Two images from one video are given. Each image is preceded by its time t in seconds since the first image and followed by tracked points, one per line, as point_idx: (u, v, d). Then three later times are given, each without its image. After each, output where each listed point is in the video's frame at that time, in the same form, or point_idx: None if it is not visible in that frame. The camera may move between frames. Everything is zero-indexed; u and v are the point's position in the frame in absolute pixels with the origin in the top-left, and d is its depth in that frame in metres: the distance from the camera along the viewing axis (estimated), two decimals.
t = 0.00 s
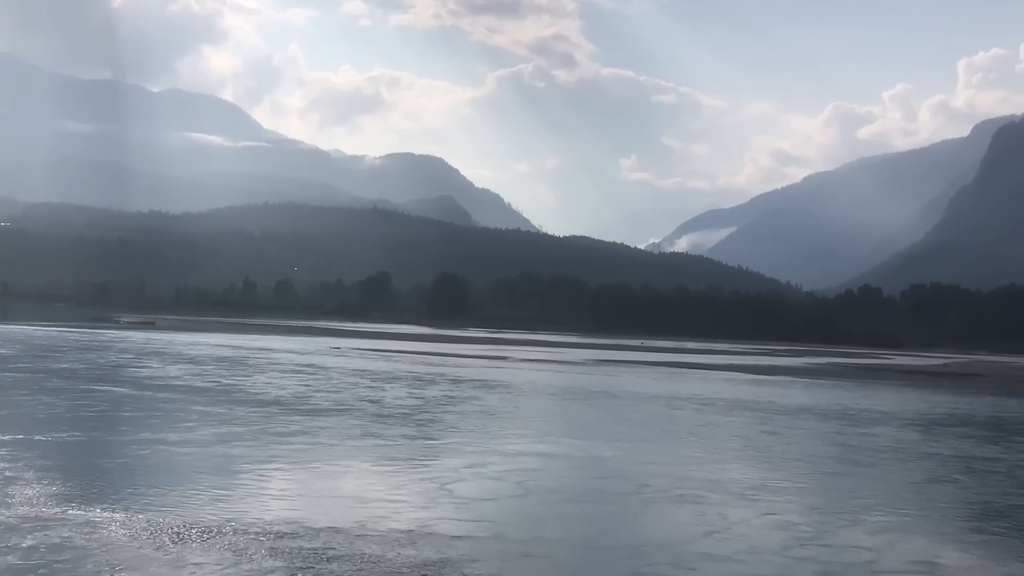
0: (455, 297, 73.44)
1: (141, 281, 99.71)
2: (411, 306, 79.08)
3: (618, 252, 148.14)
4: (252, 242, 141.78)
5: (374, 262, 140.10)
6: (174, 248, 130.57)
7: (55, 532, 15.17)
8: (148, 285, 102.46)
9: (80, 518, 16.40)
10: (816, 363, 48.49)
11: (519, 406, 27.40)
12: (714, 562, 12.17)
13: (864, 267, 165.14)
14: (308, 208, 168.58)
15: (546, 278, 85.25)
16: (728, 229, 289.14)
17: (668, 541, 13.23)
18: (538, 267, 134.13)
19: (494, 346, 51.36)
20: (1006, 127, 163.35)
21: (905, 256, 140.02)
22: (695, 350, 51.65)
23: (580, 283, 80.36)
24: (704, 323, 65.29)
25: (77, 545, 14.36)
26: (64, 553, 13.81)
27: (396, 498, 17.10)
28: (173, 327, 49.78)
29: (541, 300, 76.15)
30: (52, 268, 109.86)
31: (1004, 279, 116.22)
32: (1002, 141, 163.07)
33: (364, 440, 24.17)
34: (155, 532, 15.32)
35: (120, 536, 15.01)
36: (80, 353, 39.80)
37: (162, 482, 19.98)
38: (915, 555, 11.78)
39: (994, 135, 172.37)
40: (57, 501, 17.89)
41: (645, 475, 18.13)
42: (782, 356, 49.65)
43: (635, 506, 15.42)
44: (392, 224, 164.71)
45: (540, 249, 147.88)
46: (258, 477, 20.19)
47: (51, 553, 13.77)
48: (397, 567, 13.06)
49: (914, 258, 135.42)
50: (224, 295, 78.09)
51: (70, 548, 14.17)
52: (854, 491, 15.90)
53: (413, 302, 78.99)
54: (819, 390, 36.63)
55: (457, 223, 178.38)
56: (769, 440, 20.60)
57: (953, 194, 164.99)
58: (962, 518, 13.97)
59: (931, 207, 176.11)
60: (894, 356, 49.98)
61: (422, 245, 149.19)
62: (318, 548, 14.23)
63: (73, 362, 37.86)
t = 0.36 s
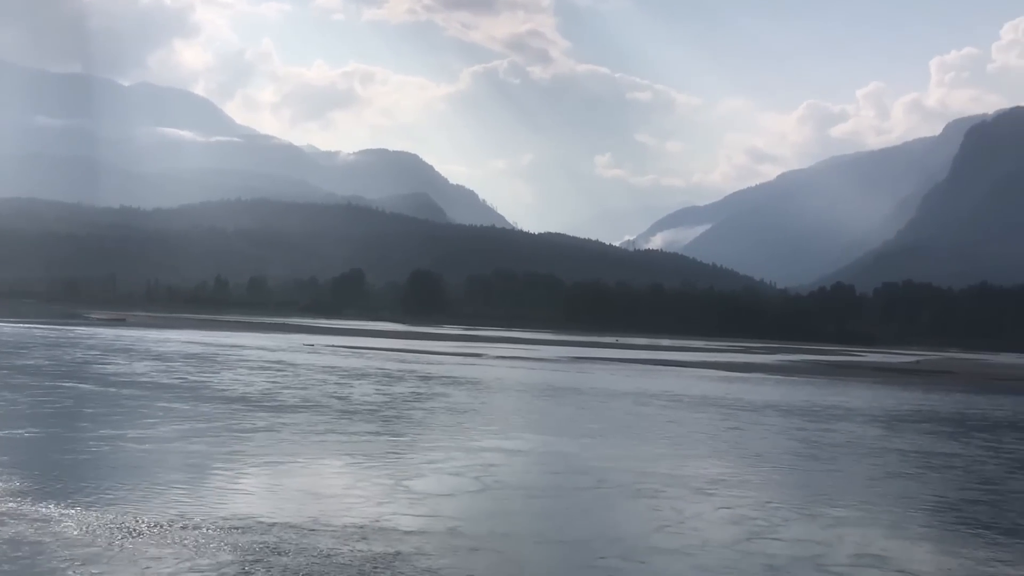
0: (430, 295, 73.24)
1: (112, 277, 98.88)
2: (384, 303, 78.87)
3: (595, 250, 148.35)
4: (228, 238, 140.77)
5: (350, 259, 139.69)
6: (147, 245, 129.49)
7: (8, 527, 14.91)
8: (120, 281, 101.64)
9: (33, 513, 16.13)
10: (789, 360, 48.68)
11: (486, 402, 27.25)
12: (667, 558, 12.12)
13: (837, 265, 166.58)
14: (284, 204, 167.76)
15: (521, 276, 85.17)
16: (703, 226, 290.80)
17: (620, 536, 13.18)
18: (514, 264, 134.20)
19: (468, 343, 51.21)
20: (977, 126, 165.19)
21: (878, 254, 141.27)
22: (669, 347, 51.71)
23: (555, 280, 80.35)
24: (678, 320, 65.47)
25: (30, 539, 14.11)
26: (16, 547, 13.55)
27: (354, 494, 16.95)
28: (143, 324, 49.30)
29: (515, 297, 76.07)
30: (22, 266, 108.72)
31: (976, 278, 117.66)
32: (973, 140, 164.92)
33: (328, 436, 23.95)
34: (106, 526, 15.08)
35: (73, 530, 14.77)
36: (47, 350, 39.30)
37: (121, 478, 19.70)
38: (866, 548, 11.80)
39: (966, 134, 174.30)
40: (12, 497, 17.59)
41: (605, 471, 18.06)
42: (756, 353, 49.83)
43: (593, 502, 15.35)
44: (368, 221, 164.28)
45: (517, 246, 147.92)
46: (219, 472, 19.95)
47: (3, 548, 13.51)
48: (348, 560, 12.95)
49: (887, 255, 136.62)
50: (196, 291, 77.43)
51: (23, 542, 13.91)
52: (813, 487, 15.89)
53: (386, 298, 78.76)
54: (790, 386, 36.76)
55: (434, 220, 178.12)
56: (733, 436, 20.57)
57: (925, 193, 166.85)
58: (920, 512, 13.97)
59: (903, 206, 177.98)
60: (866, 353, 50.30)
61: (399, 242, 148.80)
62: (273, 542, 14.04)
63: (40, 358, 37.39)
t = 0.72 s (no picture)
0: (411, 293, 73.14)
1: (91, 275, 98.20)
2: (366, 301, 78.70)
3: (578, 248, 148.49)
4: (209, 234, 140.10)
5: (334, 258, 139.45)
6: (129, 241, 128.69)
7: None
8: (100, 279, 101.03)
9: None
10: (771, 359, 48.72)
11: (461, 400, 27.04)
12: (631, 554, 12.00)
13: (818, 264, 167.58)
14: (267, 202, 167.19)
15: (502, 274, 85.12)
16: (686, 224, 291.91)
17: (586, 534, 13.07)
18: (497, 263, 134.28)
19: (450, 341, 51.06)
20: (958, 125, 166.24)
21: (860, 253, 142.05)
22: (651, 345, 51.71)
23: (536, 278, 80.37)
24: (660, 318, 65.58)
25: None
26: None
27: (322, 492, 16.76)
28: (122, 322, 48.95)
29: (497, 295, 76.09)
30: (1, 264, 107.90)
31: (956, 278, 118.62)
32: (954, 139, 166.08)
33: (301, 433, 23.72)
34: (69, 523, 14.86)
35: (35, 527, 14.52)
36: (22, 348, 38.89)
37: (91, 475, 19.47)
38: (831, 544, 11.71)
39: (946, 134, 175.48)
40: None
41: (576, 468, 17.93)
42: (737, 351, 49.85)
43: (559, 499, 15.23)
44: (352, 219, 163.99)
45: (500, 244, 147.90)
46: (189, 470, 19.72)
47: None
48: (313, 557, 12.78)
49: (869, 254, 137.35)
50: (176, 290, 77.05)
51: None
52: (783, 484, 15.80)
53: (368, 296, 78.60)
54: (769, 384, 36.76)
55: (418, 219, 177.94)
56: (707, 434, 20.45)
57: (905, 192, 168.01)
58: (888, 509, 13.88)
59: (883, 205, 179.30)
60: (846, 351, 50.44)
61: (382, 240, 148.55)
62: (238, 538, 13.87)
63: (14, 356, 37.04)
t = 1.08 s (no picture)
0: (390, 290, 72.99)
1: (67, 273, 97.46)
2: (344, 299, 78.42)
3: (559, 245, 148.63)
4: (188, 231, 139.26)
5: (314, 256, 139.00)
6: (106, 239, 127.84)
7: None
8: (75, 277, 100.32)
9: None
10: (750, 356, 48.77)
11: (434, 396, 26.84)
12: (588, 550, 11.92)
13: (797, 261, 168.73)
14: (246, 200, 166.40)
15: (481, 272, 85.06)
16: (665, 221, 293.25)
17: (545, 529, 12.97)
18: (477, 260, 134.35)
19: (428, 339, 50.85)
20: (934, 123, 167.47)
21: (838, 250, 142.95)
22: (630, 343, 51.69)
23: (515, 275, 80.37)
24: (638, 316, 65.73)
25: None
26: None
27: (284, 490, 16.56)
28: (96, 320, 48.46)
29: (476, 293, 76.04)
30: None
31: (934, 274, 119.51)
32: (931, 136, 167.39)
33: (270, 431, 23.47)
34: (27, 520, 14.58)
35: None
36: None
37: (55, 473, 19.17)
38: (789, 538, 11.65)
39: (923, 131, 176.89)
40: None
41: (542, 465, 17.80)
42: (715, 349, 49.89)
43: (523, 494, 15.09)
44: (332, 217, 163.55)
45: (481, 241, 147.91)
46: (155, 468, 19.45)
47: None
48: (272, 552, 12.62)
49: (847, 252, 138.24)
50: (151, 288, 76.54)
51: None
52: (749, 480, 15.71)
53: (346, 295, 78.36)
54: (746, 380, 36.72)
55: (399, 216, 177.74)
56: (678, 431, 20.34)
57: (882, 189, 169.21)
58: (851, 503, 13.83)
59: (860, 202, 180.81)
60: (823, 348, 50.57)
61: (362, 238, 148.33)
62: (197, 535, 13.65)
63: None
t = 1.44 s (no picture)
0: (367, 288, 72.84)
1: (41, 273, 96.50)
2: (320, 297, 78.12)
3: (539, 243, 148.61)
4: (165, 230, 138.22)
5: (293, 254, 138.39)
6: (82, 237, 126.70)
7: None
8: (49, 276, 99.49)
9: None
10: (728, 353, 48.78)
11: (405, 392, 26.56)
12: (545, 544, 11.80)
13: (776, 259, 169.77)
14: (224, 197, 165.47)
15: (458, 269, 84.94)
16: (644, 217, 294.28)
17: (504, 524, 12.81)
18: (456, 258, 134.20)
19: (406, 337, 50.64)
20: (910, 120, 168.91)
21: (815, 247, 143.82)
22: (609, 339, 51.60)
23: (493, 272, 80.28)
24: (616, 314, 65.80)
25: None
26: None
27: (246, 487, 16.34)
28: (69, 319, 47.91)
29: (453, 290, 75.97)
30: None
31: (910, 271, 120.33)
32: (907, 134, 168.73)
33: (238, 428, 23.17)
34: None
35: None
36: None
37: (16, 471, 18.82)
38: (748, 532, 11.53)
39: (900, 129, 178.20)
40: None
41: (507, 461, 17.63)
42: (693, 345, 49.89)
43: (482, 491, 14.89)
44: (310, 215, 162.86)
45: (461, 238, 147.70)
46: (116, 467, 19.11)
47: None
48: (228, 549, 12.40)
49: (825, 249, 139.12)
50: (125, 286, 75.88)
51: None
52: (714, 474, 15.60)
53: (322, 293, 78.06)
54: (722, 376, 36.69)
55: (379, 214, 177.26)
56: (647, 426, 20.20)
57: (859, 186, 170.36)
58: (815, 496, 13.74)
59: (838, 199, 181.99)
60: (801, 344, 50.69)
61: (341, 236, 147.80)
62: (154, 532, 13.39)
63: None
